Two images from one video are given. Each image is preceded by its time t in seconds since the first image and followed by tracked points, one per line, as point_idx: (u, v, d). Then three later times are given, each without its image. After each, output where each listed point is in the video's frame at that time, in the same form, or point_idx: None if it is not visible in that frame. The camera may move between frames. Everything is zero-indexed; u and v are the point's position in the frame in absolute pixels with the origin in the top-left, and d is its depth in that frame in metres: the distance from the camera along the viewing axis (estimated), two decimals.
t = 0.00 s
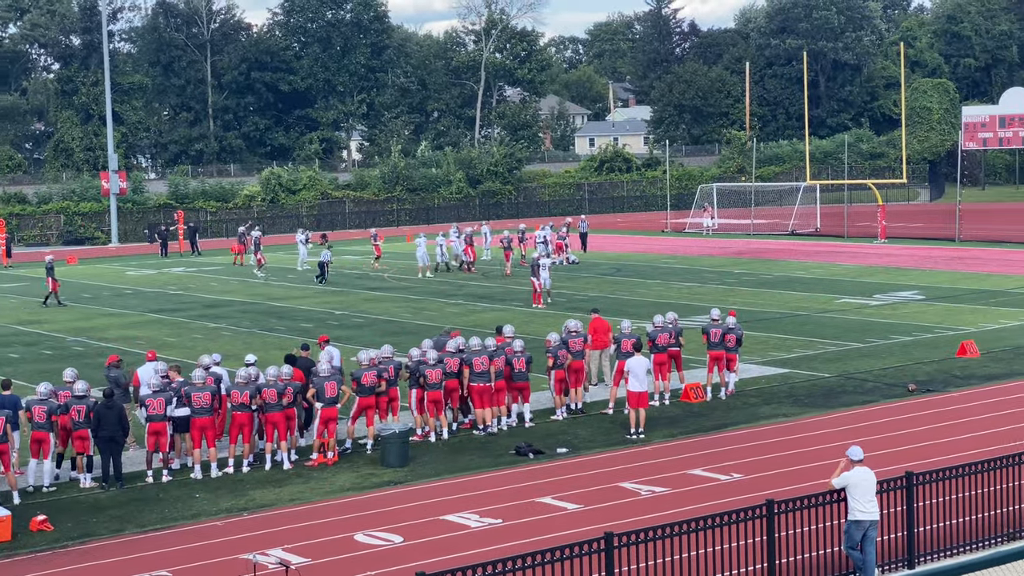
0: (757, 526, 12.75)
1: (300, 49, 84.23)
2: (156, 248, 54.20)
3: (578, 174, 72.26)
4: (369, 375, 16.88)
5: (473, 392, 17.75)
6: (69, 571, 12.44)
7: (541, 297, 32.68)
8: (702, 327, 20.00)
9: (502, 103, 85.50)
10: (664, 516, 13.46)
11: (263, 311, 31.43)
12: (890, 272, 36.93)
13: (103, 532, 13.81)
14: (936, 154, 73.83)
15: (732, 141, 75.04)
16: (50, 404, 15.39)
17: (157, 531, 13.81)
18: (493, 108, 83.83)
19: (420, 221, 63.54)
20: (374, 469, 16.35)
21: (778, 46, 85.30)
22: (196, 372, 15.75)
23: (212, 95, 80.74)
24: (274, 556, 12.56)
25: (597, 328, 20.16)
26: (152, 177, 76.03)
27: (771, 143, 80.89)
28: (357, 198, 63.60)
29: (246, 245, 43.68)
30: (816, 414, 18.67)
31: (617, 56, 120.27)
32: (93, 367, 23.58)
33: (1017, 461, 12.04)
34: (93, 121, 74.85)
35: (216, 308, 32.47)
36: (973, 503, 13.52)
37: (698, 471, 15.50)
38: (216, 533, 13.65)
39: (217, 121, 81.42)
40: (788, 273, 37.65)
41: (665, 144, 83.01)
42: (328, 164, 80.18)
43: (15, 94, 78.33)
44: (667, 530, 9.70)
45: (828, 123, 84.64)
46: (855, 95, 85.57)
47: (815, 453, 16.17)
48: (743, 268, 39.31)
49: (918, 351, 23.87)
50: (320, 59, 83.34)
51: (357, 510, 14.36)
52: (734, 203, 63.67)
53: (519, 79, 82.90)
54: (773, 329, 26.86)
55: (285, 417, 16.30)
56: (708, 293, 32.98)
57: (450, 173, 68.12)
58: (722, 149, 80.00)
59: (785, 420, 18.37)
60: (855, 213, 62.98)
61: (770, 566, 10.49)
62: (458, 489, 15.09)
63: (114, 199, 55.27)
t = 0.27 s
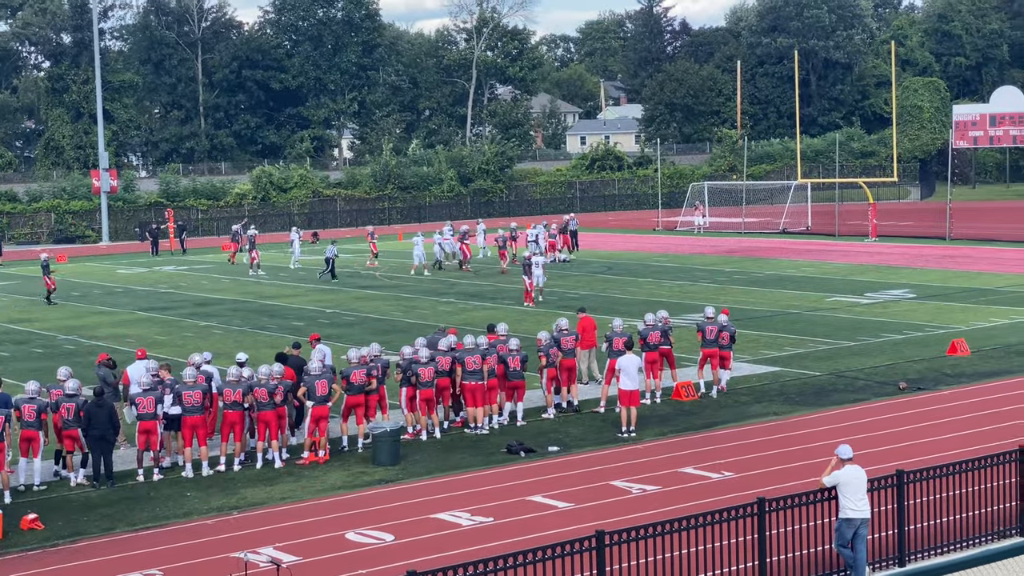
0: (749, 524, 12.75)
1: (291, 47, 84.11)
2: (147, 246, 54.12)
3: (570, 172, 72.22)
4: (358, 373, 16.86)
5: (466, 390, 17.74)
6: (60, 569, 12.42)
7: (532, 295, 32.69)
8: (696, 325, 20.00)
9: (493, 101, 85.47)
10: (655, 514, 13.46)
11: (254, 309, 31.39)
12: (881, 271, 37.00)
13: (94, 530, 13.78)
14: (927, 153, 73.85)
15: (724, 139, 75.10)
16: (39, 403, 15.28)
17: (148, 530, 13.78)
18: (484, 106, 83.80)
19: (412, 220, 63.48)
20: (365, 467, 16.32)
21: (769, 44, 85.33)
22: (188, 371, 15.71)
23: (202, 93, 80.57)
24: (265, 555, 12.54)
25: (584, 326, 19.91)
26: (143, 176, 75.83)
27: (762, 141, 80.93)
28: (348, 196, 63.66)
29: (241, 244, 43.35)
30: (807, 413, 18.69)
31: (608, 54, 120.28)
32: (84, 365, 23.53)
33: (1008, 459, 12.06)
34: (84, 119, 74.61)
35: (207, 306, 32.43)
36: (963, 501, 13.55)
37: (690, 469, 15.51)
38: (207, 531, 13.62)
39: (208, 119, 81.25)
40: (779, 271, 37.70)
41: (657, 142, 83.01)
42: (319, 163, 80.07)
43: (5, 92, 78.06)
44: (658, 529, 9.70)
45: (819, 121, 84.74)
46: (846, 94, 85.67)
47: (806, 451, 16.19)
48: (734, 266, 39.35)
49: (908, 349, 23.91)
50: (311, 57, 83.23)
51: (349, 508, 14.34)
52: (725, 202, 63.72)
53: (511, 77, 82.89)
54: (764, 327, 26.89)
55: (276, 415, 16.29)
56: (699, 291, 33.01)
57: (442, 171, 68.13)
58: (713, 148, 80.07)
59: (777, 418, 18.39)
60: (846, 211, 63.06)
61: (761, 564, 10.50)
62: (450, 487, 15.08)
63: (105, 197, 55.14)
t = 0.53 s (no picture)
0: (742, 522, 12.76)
1: (285, 45, 84.06)
2: (141, 245, 54.06)
3: (563, 170, 72.24)
4: (347, 371, 16.84)
5: (461, 388, 17.72)
6: (55, 567, 12.42)
7: (526, 293, 32.70)
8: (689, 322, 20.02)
9: (487, 99, 85.44)
10: (648, 513, 13.47)
11: (247, 307, 31.36)
12: (875, 269, 37.05)
13: (88, 528, 13.77)
14: (921, 151, 73.89)
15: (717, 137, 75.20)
16: (31, 401, 15.23)
17: (142, 528, 13.76)
18: (478, 104, 83.81)
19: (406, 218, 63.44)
20: (359, 466, 16.31)
21: (763, 43, 85.41)
22: (182, 369, 15.70)
23: (196, 91, 80.46)
24: (258, 553, 12.52)
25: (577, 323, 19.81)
26: (137, 174, 75.70)
27: (755, 140, 81.00)
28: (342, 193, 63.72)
29: (238, 241, 43.50)
30: (801, 411, 18.71)
31: (602, 52, 120.30)
32: (77, 364, 23.50)
33: (1002, 457, 12.10)
34: (77, 117, 74.39)
35: (201, 304, 32.40)
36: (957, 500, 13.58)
37: (683, 467, 15.51)
38: (200, 529, 13.61)
39: (202, 117, 81.13)
40: (773, 269, 37.74)
41: (651, 141, 83.05)
42: (313, 161, 80.02)
43: None
44: (652, 527, 9.69)
45: (813, 120, 84.84)
46: (839, 93, 85.76)
47: (799, 449, 16.20)
48: (729, 264, 39.39)
49: (902, 347, 23.95)
50: (305, 55, 83.16)
51: (342, 506, 14.33)
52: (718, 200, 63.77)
53: (505, 75, 82.95)
54: (758, 325, 26.91)
55: (271, 414, 16.28)
56: (694, 289, 33.01)
57: (435, 170, 68.15)
58: (706, 146, 80.13)
59: (770, 416, 18.40)
60: (840, 210, 63.18)
61: (755, 562, 10.50)
62: (443, 485, 15.08)
63: (98, 194, 55.07)
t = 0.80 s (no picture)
0: (737, 520, 12.78)
1: (280, 43, 83.99)
2: (136, 243, 53.99)
3: (559, 168, 72.23)
4: (339, 370, 16.82)
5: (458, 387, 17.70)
6: (50, 565, 12.41)
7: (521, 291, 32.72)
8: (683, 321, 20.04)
9: (482, 97, 85.42)
10: (644, 511, 13.48)
11: (243, 306, 31.34)
12: (869, 267, 37.09)
13: (83, 527, 13.75)
14: (916, 150, 73.89)
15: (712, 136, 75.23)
16: (25, 399, 15.21)
17: (137, 527, 13.75)
18: (474, 102, 83.82)
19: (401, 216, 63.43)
20: (354, 464, 16.31)
21: (758, 41, 85.38)
22: (176, 367, 15.68)
23: (191, 89, 80.36)
24: (253, 551, 12.51)
25: (570, 322, 19.77)
26: (132, 172, 75.60)
27: (750, 138, 81.04)
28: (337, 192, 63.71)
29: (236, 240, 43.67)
30: (796, 409, 18.73)
31: (597, 51, 120.30)
32: (73, 362, 23.49)
33: (997, 455, 12.13)
34: (72, 115, 74.21)
35: (197, 302, 32.38)
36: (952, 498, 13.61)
37: (679, 465, 15.53)
38: (195, 528, 13.60)
39: (197, 115, 81.05)
40: (768, 267, 37.77)
41: (646, 139, 83.05)
42: (308, 159, 79.98)
43: None
44: (646, 525, 9.70)
45: (808, 118, 84.88)
46: (834, 91, 85.77)
47: (794, 448, 16.22)
48: (724, 263, 39.43)
49: (897, 346, 23.98)
50: (299, 53, 83.04)
51: (337, 504, 14.34)
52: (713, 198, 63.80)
53: (500, 74, 82.97)
54: (753, 324, 26.94)
55: (266, 413, 16.28)
56: (689, 288, 33.02)
57: (431, 168, 68.11)
58: (702, 145, 80.13)
59: (766, 415, 18.42)
60: (835, 208, 63.20)
61: (750, 560, 10.52)
62: (439, 484, 15.09)
63: (93, 193, 54.98)
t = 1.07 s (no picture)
0: (733, 518, 12.80)
1: (276, 42, 83.93)
2: (132, 242, 53.97)
3: (555, 167, 72.23)
4: (335, 368, 16.81)
5: (455, 386, 17.71)
6: (45, 564, 12.40)
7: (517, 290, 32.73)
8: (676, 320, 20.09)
9: (478, 96, 85.46)
10: (639, 510, 13.49)
11: (239, 304, 31.32)
12: (865, 266, 37.15)
13: (78, 526, 13.74)
14: (911, 149, 73.96)
15: (708, 136, 75.31)
16: (19, 398, 15.19)
17: (132, 525, 13.75)
18: (469, 101, 83.81)
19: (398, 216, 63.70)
20: (349, 463, 16.31)
21: (754, 41, 85.43)
22: (172, 366, 15.67)
23: (187, 88, 80.29)
24: (249, 550, 12.50)
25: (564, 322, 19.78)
26: (128, 170, 75.52)
27: (746, 137, 81.17)
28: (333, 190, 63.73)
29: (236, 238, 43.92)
30: (792, 408, 18.75)
31: (593, 50, 120.37)
32: (68, 361, 23.47)
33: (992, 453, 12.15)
34: (68, 114, 74.06)
35: (193, 301, 32.37)
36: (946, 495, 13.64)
37: (674, 463, 15.55)
38: (191, 527, 13.59)
39: (193, 114, 81.02)
40: (763, 266, 37.82)
41: (642, 138, 83.08)
42: (303, 157, 79.96)
43: None
44: (643, 524, 9.70)
45: (803, 117, 84.93)
46: (830, 90, 85.82)
47: (789, 447, 16.24)
48: (719, 262, 39.47)
49: (892, 345, 24.01)
50: (295, 52, 82.94)
51: (333, 503, 14.34)
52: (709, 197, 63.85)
53: (496, 72, 83.02)
54: (748, 322, 26.98)
55: (261, 412, 16.25)
56: (684, 287, 33.05)
57: (426, 167, 68.10)
58: (698, 144, 80.19)
59: (761, 413, 18.45)
60: (830, 207, 63.26)
61: (745, 559, 10.53)
62: (435, 482, 15.10)
63: (89, 191, 54.92)
